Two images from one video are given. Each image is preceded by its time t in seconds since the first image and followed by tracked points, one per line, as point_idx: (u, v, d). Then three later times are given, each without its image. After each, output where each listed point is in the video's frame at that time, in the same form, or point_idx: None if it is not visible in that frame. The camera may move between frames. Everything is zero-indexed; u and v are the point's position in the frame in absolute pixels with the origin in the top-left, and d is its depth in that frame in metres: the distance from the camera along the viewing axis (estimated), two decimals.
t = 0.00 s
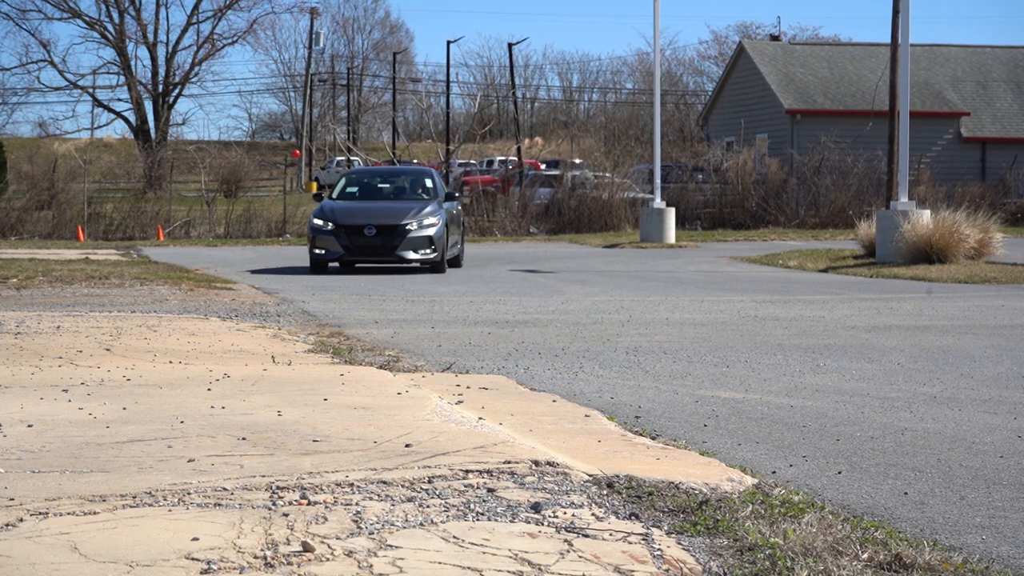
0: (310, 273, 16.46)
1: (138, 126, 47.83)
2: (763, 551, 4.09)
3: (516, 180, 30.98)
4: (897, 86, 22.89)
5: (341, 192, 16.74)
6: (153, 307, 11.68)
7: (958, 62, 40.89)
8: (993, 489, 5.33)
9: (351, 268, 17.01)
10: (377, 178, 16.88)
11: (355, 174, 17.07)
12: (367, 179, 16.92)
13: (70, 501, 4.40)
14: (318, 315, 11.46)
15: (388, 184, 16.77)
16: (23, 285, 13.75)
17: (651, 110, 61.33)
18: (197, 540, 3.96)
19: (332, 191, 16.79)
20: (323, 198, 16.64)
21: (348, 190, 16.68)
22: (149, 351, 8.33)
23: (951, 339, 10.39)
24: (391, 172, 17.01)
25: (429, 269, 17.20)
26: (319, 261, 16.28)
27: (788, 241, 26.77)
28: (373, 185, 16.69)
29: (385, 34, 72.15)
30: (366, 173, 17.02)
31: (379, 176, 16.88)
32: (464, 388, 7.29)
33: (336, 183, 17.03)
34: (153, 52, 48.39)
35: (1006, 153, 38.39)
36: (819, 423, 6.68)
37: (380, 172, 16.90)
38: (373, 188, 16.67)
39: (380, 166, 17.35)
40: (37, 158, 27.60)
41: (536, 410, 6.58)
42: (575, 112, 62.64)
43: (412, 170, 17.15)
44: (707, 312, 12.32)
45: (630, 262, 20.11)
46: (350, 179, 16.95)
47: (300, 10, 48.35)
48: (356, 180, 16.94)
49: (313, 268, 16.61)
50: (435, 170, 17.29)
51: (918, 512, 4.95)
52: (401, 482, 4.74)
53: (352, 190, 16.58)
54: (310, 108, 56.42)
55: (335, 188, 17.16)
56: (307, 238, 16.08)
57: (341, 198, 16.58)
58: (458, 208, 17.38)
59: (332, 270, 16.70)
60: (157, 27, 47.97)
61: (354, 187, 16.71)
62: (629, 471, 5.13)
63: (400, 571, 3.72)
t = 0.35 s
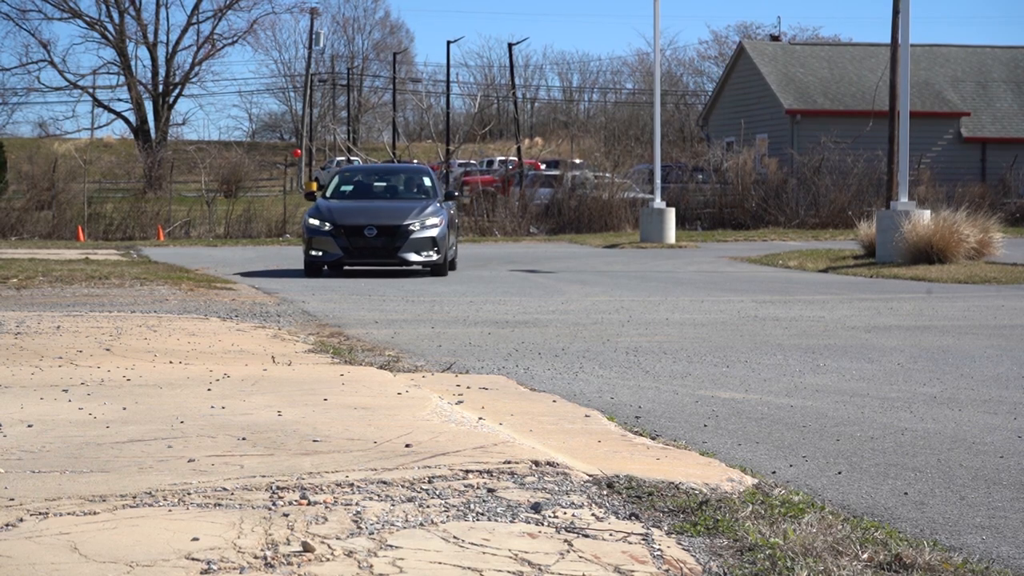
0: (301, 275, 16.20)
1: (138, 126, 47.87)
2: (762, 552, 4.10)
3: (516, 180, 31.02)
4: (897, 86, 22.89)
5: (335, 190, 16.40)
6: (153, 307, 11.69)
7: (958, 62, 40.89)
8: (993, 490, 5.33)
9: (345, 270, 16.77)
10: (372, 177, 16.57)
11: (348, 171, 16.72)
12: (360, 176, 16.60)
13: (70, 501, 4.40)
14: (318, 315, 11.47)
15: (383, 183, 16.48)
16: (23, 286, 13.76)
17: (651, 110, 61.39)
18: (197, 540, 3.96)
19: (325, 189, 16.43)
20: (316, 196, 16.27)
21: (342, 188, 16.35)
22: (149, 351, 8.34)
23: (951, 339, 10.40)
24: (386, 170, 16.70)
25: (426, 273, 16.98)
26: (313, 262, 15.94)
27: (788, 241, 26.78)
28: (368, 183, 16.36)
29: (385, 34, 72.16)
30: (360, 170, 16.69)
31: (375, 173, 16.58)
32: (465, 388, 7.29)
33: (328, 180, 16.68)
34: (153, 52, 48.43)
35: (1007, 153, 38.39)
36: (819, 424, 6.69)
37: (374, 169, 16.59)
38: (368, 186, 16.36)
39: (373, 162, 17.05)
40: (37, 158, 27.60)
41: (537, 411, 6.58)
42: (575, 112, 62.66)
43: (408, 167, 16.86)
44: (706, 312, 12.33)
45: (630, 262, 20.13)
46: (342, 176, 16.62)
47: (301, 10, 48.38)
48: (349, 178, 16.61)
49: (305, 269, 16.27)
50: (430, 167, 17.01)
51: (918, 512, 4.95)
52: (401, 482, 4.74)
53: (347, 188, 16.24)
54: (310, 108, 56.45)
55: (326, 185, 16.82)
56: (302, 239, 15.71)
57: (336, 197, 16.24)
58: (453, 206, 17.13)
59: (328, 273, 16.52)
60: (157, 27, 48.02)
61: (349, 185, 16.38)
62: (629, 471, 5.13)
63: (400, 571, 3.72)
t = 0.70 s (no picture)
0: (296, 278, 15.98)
1: (138, 126, 47.94)
2: (763, 552, 4.09)
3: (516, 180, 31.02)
4: (897, 85, 22.89)
5: (331, 189, 16.12)
6: (153, 307, 11.69)
7: (958, 62, 40.90)
8: (993, 490, 5.33)
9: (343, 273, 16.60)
10: (370, 176, 16.31)
11: (344, 170, 16.44)
12: (358, 175, 16.34)
13: (70, 501, 4.40)
14: (318, 315, 11.47)
15: (381, 182, 16.21)
16: (23, 286, 13.76)
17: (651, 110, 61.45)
18: (197, 539, 3.97)
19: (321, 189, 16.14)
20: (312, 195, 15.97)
21: (339, 188, 16.07)
22: (149, 351, 8.34)
23: (951, 339, 10.40)
24: (384, 170, 16.46)
25: (427, 276, 16.75)
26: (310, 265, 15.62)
27: (788, 241, 26.79)
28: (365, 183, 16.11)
29: (385, 34, 72.20)
30: (357, 169, 16.43)
31: (372, 173, 16.33)
32: (465, 388, 7.29)
33: (323, 179, 16.40)
34: (153, 52, 48.48)
35: (1007, 153, 38.39)
36: (819, 424, 6.69)
37: (372, 168, 16.33)
38: (366, 186, 16.11)
39: (369, 162, 16.79)
40: (37, 158, 27.62)
41: (536, 411, 6.58)
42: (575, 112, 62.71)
43: (406, 167, 16.62)
44: (706, 312, 12.33)
45: (630, 262, 20.13)
46: (338, 176, 16.34)
47: (300, 10, 48.44)
48: (346, 178, 16.33)
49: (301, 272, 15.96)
50: (429, 167, 16.78)
51: (918, 512, 4.95)
52: (401, 482, 4.74)
53: (345, 187, 15.97)
54: (310, 108, 56.52)
55: (321, 184, 16.53)
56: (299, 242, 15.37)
57: (333, 197, 15.95)
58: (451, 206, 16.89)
59: (326, 275, 16.40)
60: (158, 27, 48.12)
61: (347, 185, 16.10)
62: (630, 471, 5.13)
63: (400, 572, 3.72)
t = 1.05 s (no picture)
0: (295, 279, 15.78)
1: (138, 126, 47.95)
2: (763, 552, 4.09)
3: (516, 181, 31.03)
4: (897, 86, 22.89)
5: (330, 186, 15.78)
6: (153, 307, 11.69)
7: (958, 62, 40.90)
8: (993, 489, 5.33)
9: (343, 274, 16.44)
10: (369, 173, 15.99)
11: (342, 167, 16.10)
12: (357, 172, 16.02)
13: (70, 501, 4.40)
14: (318, 315, 11.47)
15: (382, 180, 15.90)
16: (23, 286, 13.76)
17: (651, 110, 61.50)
18: (197, 540, 3.96)
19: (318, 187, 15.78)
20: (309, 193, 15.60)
21: (338, 185, 15.72)
22: (149, 351, 8.34)
23: (951, 339, 10.40)
24: (384, 167, 16.14)
25: (431, 279, 16.55)
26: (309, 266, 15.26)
27: (788, 241, 26.81)
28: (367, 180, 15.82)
29: (385, 34, 72.17)
30: (355, 166, 16.09)
31: (373, 169, 16.03)
32: (465, 388, 7.29)
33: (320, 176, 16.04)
34: (153, 52, 48.50)
35: (1007, 153, 38.40)
36: (819, 424, 6.69)
37: (372, 165, 16.00)
38: (365, 184, 15.79)
39: (367, 158, 16.46)
40: (37, 158, 27.62)
41: (537, 411, 6.58)
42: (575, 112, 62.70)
43: (405, 164, 16.31)
44: (706, 312, 12.33)
45: (630, 262, 20.15)
46: (336, 173, 15.98)
47: (300, 10, 48.46)
48: (344, 175, 15.99)
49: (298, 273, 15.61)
50: (429, 164, 16.49)
51: (918, 512, 4.95)
52: (401, 482, 4.74)
53: (343, 185, 15.63)
54: (310, 108, 56.53)
55: (318, 182, 16.18)
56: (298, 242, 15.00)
57: (331, 194, 15.60)
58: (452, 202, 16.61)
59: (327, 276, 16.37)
60: (158, 27, 48.17)
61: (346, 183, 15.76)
62: (630, 471, 5.14)
63: (400, 571, 3.72)
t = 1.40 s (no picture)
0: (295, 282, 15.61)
1: (138, 126, 47.96)
2: (763, 552, 4.09)
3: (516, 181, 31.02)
4: (897, 86, 22.89)
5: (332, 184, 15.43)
6: (153, 307, 11.69)
7: (958, 62, 40.90)
8: (993, 490, 5.33)
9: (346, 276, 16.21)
10: (372, 171, 15.65)
11: (343, 165, 15.74)
12: (359, 170, 15.68)
13: (70, 501, 4.40)
14: (318, 315, 11.47)
15: (385, 178, 15.57)
16: (23, 286, 13.76)
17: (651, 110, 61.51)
18: (197, 540, 3.96)
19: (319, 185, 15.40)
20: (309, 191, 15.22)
21: (340, 182, 15.38)
22: (149, 351, 8.34)
23: (951, 339, 10.40)
24: (387, 165, 15.81)
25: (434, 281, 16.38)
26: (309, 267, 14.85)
27: (788, 241, 26.81)
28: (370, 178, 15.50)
29: (385, 34, 72.12)
30: (357, 164, 15.75)
31: (375, 167, 15.70)
32: (465, 388, 7.29)
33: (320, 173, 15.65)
34: (153, 52, 48.49)
35: (1007, 153, 38.40)
36: (819, 424, 6.68)
37: (374, 163, 15.68)
38: (368, 182, 15.47)
39: (368, 155, 16.12)
40: (37, 158, 27.62)
41: (537, 411, 6.58)
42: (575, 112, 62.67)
43: (409, 162, 15.99)
44: (706, 312, 12.33)
45: (630, 262, 20.15)
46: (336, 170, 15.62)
47: (300, 10, 48.44)
48: (346, 174, 15.64)
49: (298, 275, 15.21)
50: (433, 163, 16.19)
51: (919, 512, 4.95)
52: (401, 482, 4.74)
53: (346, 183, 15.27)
54: (310, 109, 56.52)
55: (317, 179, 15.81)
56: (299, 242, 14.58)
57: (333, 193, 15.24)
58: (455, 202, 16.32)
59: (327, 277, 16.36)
60: (157, 27, 48.16)
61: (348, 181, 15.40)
62: (630, 471, 5.14)
63: (400, 571, 3.72)
